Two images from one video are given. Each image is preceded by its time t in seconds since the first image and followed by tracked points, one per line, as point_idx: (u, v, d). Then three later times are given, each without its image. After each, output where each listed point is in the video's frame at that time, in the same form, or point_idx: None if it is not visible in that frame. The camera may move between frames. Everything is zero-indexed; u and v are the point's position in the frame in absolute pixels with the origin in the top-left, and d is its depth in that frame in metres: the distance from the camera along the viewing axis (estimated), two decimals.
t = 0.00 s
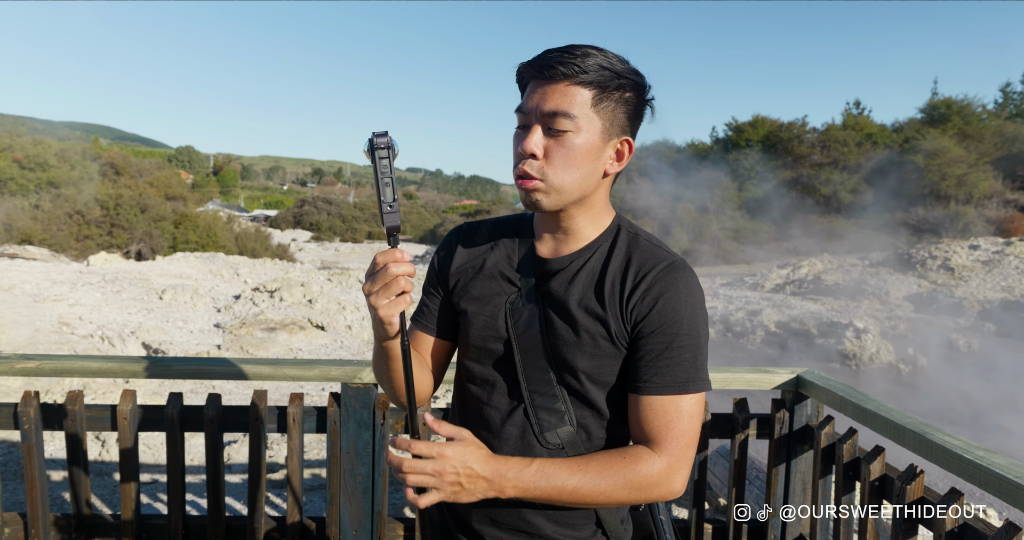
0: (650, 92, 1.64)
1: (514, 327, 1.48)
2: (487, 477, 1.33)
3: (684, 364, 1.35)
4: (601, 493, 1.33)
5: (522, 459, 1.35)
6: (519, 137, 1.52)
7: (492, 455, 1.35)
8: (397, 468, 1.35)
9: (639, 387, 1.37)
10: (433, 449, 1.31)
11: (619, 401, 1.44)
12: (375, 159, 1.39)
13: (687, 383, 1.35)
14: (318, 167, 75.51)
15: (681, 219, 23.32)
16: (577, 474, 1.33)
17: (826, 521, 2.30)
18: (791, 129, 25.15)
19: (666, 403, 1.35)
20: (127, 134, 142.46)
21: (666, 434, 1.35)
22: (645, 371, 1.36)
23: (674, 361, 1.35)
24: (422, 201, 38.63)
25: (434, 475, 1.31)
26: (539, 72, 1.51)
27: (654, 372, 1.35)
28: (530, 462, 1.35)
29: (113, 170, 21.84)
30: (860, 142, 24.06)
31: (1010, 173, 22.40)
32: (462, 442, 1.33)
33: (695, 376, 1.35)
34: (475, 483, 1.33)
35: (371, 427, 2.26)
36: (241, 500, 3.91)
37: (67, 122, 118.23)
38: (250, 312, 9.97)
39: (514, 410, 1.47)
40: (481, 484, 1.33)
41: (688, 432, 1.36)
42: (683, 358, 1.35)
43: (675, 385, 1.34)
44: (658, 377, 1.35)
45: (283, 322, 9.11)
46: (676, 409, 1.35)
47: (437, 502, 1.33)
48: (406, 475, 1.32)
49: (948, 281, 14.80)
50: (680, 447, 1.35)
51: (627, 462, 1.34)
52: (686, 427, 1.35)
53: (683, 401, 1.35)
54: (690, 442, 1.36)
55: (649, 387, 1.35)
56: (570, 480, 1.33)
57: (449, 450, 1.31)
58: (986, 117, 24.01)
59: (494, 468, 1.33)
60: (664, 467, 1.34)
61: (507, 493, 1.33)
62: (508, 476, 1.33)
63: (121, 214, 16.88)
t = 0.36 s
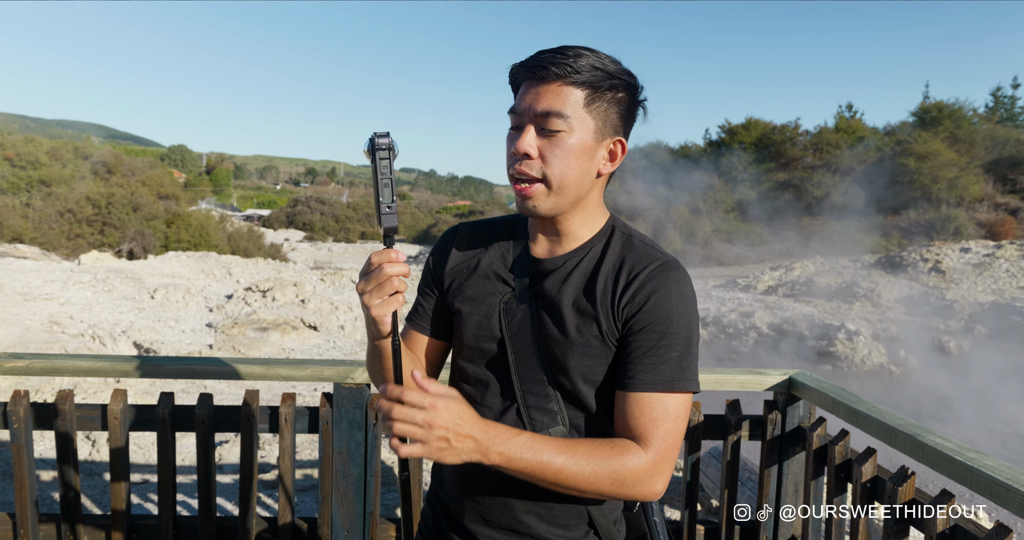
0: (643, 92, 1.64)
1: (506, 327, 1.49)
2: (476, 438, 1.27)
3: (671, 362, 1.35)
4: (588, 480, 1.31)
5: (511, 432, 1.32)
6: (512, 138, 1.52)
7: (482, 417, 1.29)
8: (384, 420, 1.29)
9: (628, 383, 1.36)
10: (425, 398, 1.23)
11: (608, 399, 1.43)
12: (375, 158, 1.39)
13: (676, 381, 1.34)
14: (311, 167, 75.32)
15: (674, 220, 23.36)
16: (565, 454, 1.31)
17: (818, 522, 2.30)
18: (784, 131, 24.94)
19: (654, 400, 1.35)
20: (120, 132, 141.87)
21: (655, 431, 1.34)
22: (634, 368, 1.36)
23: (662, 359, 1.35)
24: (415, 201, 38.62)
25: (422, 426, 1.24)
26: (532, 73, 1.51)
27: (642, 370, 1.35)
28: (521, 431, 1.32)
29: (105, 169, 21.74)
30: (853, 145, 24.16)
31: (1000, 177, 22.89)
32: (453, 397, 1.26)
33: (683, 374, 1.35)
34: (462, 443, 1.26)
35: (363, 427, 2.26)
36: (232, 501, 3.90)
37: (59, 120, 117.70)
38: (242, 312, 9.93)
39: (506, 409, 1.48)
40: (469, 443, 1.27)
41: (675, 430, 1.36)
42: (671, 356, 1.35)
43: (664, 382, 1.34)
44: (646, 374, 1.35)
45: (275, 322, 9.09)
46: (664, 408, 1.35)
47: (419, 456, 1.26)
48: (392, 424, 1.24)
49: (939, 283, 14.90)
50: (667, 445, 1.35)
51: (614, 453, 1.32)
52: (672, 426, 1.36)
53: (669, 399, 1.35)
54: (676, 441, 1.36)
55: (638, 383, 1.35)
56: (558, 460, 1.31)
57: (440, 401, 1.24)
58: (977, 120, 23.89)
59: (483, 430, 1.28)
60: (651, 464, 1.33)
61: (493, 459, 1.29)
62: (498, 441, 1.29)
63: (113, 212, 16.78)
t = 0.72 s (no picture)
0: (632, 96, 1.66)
1: (500, 329, 1.49)
2: (480, 519, 1.30)
3: (672, 365, 1.35)
4: (596, 509, 1.31)
5: (513, 491, 1.32)
6: (510, 138, 1.51)
7: (482, 495, 1.31)
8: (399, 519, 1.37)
9: (629, 389, 1.37)
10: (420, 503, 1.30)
11: (607, 402, 1.44)
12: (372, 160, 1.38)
13: (676, 383, 1.34)
14: (310, 168, 75.41)
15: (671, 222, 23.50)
16: (570, 499, 1.31)
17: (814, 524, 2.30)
18: (782, 134, 25.42)
19: (653, 405, 1.35)
20: (117, 134, 141.85)
21: (655, 437, 1.35)
22: (634, 373, 1.37)
23: (664, 362, 1.35)
24: (414, 203, 38.64)
25: (427, 526, 1.30)
26: (527, 73, 1.51)
27: (642, 374, 1.36)
28: (522, 495, 1.31)
29: (103, 170, 21.73)
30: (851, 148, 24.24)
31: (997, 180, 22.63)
32: (451, 489, 1.30)
33: (682, 375, 1.35)
34: (469, 528, 1.30)
35: (360, 429, 2.26)
36: (229, 502, 3.90)
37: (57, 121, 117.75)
38: (240, 313, 9.93)
39: (500, 411, 1.47)
40: (475, 529, 1.31)
41: (677, 432, 1.36)
42: (671, 358, 1.35)
43: (664, 385, 1.34)
44: (646, 378, 1.35)
45: (273, 323, 9.09)
46: (665, 410, 1.35)
47: None
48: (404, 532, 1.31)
49: (937, 286, 14.93)
50: (669, 449, 1.35)
51: (618, 472, 1.33)
52: (674, 427, 1.36)
53: (671, 402, 1.35)
54: (679, 442, 1.36)
55: (639, 388, 1.35)
56: (563, 506, 1.31)
57: (436, 501, 1.29)
58: (975, 124, 24.07)
59: (484, 507, 1.30)
60: (652, 471, 1.34)
61: (504, 531, 1.30)
62: (502, 514, 1.30)
63: (111, 213, 16.75)
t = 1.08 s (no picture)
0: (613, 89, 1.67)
1: (495, 331, 1.49)
2: None
3: (670, 359, 1.36)
4: (602, 517, 1.32)
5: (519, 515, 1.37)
6: (501, 143, 1.51)
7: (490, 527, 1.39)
8: None
9: (628, 385, 1.38)
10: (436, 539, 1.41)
11: (604, 400, 1.45)
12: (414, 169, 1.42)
13: (673, 377, 1.35)
14: (311, 170, 75.55)
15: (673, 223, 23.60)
16: (574, 513, 1.33)
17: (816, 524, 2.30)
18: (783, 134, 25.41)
19: (652, 400, 1.36)
20: (120, 137, 142.54)
21: (654, 434, 1.35)
22: (632, 370, 1.37)
23: (660, 357, 1.36)
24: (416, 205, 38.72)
25: None
26: (509, 79, 1.51)
27: (639, 370, 1.37)
28: (527, 517, 1.36)
29: (105, 173, 21.80)
30: (853, 149, 24.16)
31: (1001, 180, 22.48)
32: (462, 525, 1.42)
33: (679, 369, 1.36)
34: None
35: (361, 431, 2.26)
36: (231, 503, 3.90)
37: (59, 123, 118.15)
38: (242, 315, 9.95)
39: (497, 412, 1.47)
40: None
41: (675, 426, 1.36)
42: (668, 353, 1.36)
43: (661, 380, 1.35)
44: (645, 373, 1.36)
45: (275, 325, 9.11)
46: (662, 404, 1.36)
47: None
48: None
49: (940, 287, 14.89)
50: (668, 443, 1.36)
51: (619, 475, 1.34)
52: (673, 421, 1.36)
53: (669, 396, 1.36)
54: (677, 436, 1.37)
55: (638, 384, 1.36)
56: (567, 520, 1.33)
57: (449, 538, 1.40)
58: (978, 125, 24.01)
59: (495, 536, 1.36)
60: (653, 468, 1.35)
61: None
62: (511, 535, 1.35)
63: (113, 215, 16.77)
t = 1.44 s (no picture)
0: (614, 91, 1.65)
1: (494, 331, 1.49)
2: None
3: (668, 360, 1.36)
4: (600, 520, 1.32)
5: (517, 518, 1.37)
6: (496, 147, 1.51)
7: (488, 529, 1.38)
8: None
9: (625, 386, 1.38)
10: None
11: (602, 401, 1.45)
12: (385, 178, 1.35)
13: (671, 379, 1.35)
14: (316, 172, 75.79)
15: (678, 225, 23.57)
16: (570, 515, 1.33)
17: (821, 525, 2.29)
18: (788, 135, 25.27)
19: (650, 401, 1.36)
20: (127, 139, 143.21)
21: (652, 435, 1.35)
22: (629, 371, 1.37)
23: (658, 359, 1.36)
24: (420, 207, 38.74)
25: None
26: (508, 83, 1.49)
27: (637, 371, 1.36)
28: (524, 519, 1.36)
29: (111, 174, 21.90)
30: (859, 150, 24.02)
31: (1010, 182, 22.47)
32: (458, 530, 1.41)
33: (677, 371, 1.36)
34: None
35: (364, 432, 2.26)
36: (235, 504, 3.91)
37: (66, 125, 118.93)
38: (247, 316, 9.96)
39: (496, 413, 1.47)
40: None
41: (673, 427, 1.36)
42: (666, 355, 1.36)
43: (659, 382, 1.35)
44: (643, 374, 1.36)
45: (280, 326, 9.13)
46: (659, 406, 1.36)
47: None
48: None
49: (946, 289, 14.82)
50: (665, 445, 1.36)
51: (617, 477, 1.34)
52: (670, 422, 1.36)
53: (666, 398, 1.36)
54: (674, 438, 1.37)
55: (636, 385, 1.36)
56: (563, 522, 1.33)
57: None
58: (985, 125, 23.86)
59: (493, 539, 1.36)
60: (649, 469, 1.34)
61: None
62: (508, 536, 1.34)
63: (119, 217, 16.82)
